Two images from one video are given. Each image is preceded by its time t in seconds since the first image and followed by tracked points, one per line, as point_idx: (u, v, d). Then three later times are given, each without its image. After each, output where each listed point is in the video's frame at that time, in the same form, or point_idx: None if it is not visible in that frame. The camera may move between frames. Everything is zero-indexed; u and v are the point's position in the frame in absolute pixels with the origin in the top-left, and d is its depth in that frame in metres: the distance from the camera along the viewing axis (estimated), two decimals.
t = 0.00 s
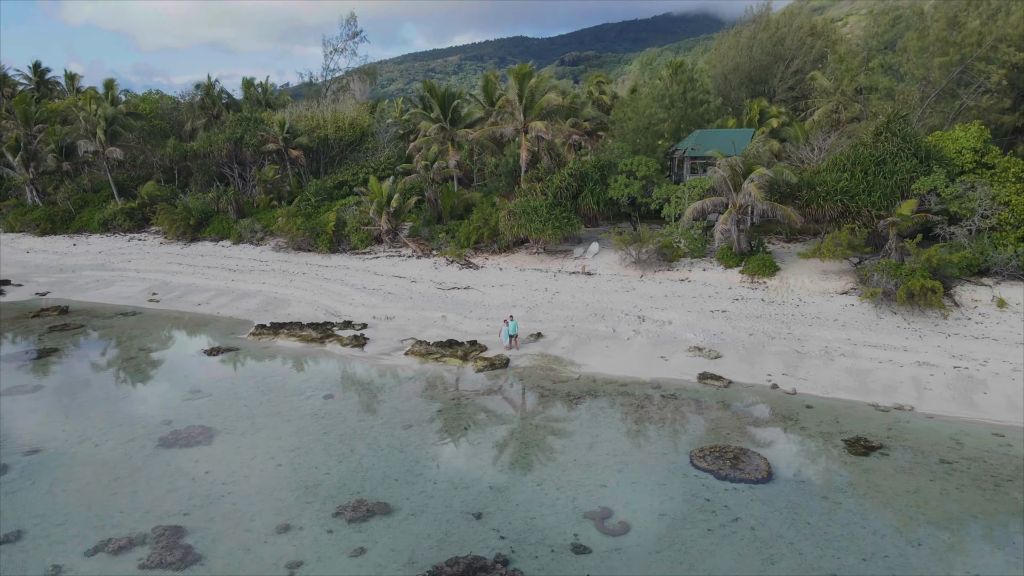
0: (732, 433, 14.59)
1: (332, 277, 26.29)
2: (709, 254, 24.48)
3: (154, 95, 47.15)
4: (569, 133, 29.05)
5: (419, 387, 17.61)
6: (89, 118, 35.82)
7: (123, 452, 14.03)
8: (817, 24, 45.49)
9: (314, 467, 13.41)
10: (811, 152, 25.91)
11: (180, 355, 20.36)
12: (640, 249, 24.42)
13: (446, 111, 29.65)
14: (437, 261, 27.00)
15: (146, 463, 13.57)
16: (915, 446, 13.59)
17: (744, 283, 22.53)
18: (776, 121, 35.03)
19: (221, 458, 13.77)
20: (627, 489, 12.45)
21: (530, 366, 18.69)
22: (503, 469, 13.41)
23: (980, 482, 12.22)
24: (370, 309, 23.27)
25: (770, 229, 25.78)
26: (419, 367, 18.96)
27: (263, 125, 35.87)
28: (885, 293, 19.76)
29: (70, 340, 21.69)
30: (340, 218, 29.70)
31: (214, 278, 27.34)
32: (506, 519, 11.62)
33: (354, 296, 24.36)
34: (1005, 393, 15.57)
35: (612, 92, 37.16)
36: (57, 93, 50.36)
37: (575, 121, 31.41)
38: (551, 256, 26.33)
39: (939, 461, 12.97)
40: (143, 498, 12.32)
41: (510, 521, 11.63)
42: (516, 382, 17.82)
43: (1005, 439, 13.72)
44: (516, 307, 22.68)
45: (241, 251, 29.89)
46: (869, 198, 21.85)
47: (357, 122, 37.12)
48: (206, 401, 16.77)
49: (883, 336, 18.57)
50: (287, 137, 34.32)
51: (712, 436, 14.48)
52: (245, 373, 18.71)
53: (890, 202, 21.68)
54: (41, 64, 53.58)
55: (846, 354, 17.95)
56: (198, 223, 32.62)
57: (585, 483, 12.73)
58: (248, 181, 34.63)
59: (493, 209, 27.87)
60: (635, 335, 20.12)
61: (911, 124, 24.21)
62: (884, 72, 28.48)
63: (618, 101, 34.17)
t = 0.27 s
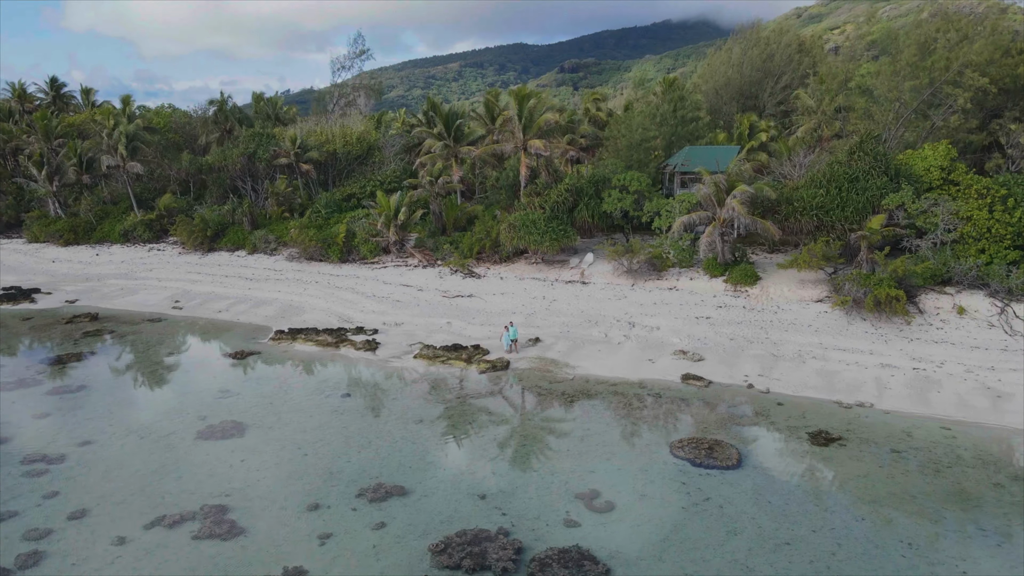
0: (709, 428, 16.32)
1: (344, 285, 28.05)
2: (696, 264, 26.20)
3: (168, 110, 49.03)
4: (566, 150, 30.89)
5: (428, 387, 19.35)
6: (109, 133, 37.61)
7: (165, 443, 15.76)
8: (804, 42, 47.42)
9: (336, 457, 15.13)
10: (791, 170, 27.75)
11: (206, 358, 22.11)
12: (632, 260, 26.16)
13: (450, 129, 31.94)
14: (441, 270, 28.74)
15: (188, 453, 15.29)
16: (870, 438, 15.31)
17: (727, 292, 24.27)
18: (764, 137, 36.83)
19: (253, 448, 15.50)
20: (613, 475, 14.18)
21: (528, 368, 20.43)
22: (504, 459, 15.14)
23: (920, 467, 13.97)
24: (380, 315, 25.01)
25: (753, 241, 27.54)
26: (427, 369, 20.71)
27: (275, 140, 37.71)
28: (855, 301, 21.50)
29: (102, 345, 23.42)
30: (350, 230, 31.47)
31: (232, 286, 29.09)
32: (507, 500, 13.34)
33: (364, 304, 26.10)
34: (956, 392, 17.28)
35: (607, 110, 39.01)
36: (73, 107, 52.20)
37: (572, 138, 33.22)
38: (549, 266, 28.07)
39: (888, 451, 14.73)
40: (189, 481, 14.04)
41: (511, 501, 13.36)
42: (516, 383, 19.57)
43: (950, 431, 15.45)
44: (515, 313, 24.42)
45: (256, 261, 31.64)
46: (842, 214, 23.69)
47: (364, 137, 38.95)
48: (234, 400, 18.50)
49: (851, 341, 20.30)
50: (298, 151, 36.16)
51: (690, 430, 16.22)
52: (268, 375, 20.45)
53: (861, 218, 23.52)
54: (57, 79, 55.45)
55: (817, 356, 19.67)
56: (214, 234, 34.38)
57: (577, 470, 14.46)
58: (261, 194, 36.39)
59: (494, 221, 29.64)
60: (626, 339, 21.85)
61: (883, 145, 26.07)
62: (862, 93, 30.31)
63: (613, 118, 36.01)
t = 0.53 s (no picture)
0: (691, 424, 18.05)
1: (354, 293, 29.80)
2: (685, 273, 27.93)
3: (180, 123, 50.89)
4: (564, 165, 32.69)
5: (435, 389, 21.09)
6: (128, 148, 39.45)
7: (201, 438, 17.49)
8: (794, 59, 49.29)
9: (355, 450, 16.87)
10: (775, 186, 29.59)
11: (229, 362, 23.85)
12: (625, 269, 27.92)
13: (454, 146, 33.81)
14: (445, 279, 30.48)
15: (221, 446, 17.00)
16: (834, 433, 17.06)
17: (713, 300, 26.02)
18: (753, 151, 38.64)
19: (280, 443, 17.23)
20: (602, 466, 15.90)
21: (527, 371, 22.17)
22: (506, 452, 16.86)
23: (878, 459, 15.73)
24: (389, 322, 26.75)
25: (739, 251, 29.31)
26: (434, 371, 22.45)
27: (287, 154, 39.52)
28: (829, 309, 23.25)
29: (130, 350, 25.16)
30: (359, 240, 33.23)
31: (248, 293, 30.84)
32: (508, 487, 15.06)
33: (374, 311, 27.84)
34: (916, 392, 19.02)
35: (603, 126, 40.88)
36: (89, 120, 54.14)
37: (569, 152, 35.00)
38: (547, 275, 29.80)
39: (850, 444, 16.47)
40: (224, 470, 15.75)
41: (512, 487, 15.10)
42: (516, 384, 21.30)
43: (907, 427, 17.21)
44: (516, 319, 26.14)
45: (270, 270, 33.39)
46: (820, 228, 25.38)
47: (371, 151, 40.77)
48: (258, 400, 20.24)
49: (825, 345, 22.03)
50: (309, 165, 37.96)
51: (674, 427, 17.95)
52: (288, 378, 22.20)
53: (837, 231, 25.16)
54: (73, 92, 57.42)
55: (793, 359, 21.39)
56: (229, 244, 36.13)
57: (570, 462, 16.19)
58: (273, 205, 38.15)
59: (495, 233, 31.42)
60: (618, 344, 23.59)
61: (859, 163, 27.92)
62: (843, 111, 32.11)
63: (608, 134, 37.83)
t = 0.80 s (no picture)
0: (676, 423, 19.79)
1: (363, 301, 31.54)
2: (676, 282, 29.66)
3: (193, 135, 52.72)
4: (562, 180, 34.52)
5: (442, 391, 22.83)
6: (146, 163, 41.30)
7: (230, 435, 19.22)
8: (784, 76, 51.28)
9: (371, 446, 18.62)
10: (761, 201, 31.45)
11: (249, 366, 25.61)
12: (620, 279, 29.68)
13: (457, 162, 35.53)
14: (450, 288, 32.22)
15: (249, 441, 18.73)
16: (806, 430, 18.80)
17: (701, 308, 27.76)
18: (743, 165, 40.47)
19: (302, 439, 18.98)
20: (594, 459, 17.65)
21: (527, 374, 23.93)
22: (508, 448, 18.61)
23: (843, 453, 17.50)
24: (398, 328, 28.52)
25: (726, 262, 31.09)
26: (440, 375, 24.22)
27: (297, 168, 41.34)
28: (808, 317, 25.00)
29: (155, 355, 26.91)
30: (367, 251, 34.99)
31: (263, 301, 32.59)
32: (510, 478, 16.81)
33: (383, 317, 29.60)
34: (883, 393, 20.75)
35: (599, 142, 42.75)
36: (103, 134, 56.03)
37: (568, 167, 36.84)
38: (546, 284, 31.57)
39: (820, 440, 18.22)
40: (253, 462, 17.48)
41: (513, 478, 16.85)
42: (517, 386, 23.07)
43: (873, 425, 18.95)
44: (517, 326, 27.88)
45: (283, 279, 35.15)
46: (801, 240, 27.39)
47: (378, 165, 42.63)
48: (280, 402, 21.99)
49: (803, 350, 23.78)
50: (318, 178, 39.78)
51: (660, 425, 19.70)
52: (306, 381, 23.96)
53: (817, 244, 27.21)
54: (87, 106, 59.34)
55: (773, 363, 23.14)
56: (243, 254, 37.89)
57: (566, 456, 17.94)
58: (285, 217, 39.95)
59: (496, 245, 33.24)
60: (612, 349, 25.32)
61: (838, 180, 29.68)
62: (825, 129, 33.98)
63: (605, 149, 39.67)
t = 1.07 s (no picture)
0: (664, 423, 21.54)
1: (371, 308, 33.31)
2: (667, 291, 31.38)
3: (203, 147, 54.55)
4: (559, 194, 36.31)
5: (447, 393, 24.59)
6: (161, 176, 43.12)
7: (253, 433, 20.94)
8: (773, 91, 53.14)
9: (384, 444, 20.37)
10: (748, 214, 33.28)
11: (266, 371, 27.35)
12: (614, 288, 31.44)
13: (460, 175, 37.00)
14: (453, 297, 33.97)
15: (272, 438, 20.47)
16: (782, 429, 20.54)
17: (690, 315, 29.50)
18: (733, 178, 42.28)
19: (320, 437, 20.72)
20: (587, 455, 19.41)
21: (526, 377, 25.68)
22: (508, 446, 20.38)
23: (813, 449, 19.25)
24: (405, 334, 30.27)
25: (715, 272, 32.87)
26: (445, 378, 25.97)
27: (306, 181, 43.15)
28: (789, 324, 26.76)
29: (177, 360, 28.65)
30: (374, 261, 36.74)
31: (276, 309, 34.35)
32: (510, 472, 18.57)
33: (390, 324, 31.34)
34: (855, 394, 22.48)
35: (595, 156, 44.53)
36: (116, 146, 57.86)
37: (565, 181, 38.65)
38: (544, 292, 33.31)
39: (793, 438, 19.97)
40: (277, 456, 19.21)
41: (513, 472, 18.59)
42: (517, 389, 24.83)
43: (843, 424, 20.68)
44: (517, 333, 29.63)
45: (293, 287, 36.92)
46: (783, 253, 29.20)
47: (383, 178, 44.44)
48: (297, 403, 23.74)
49: (784, 355, 25.52)
50: (326, 191, 41.57)
51: (648, 424, 21.44)
52: (319, 385, 25.70)
53: (798, 255, 29.04)
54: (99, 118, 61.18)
55: (755, 367, 24.87)
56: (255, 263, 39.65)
57: (561, 453, 19.69)
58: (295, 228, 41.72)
59: (497, 256, 35.00)
60: (606, 354, 27.06)
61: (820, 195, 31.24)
62: (809, 146, 35.78)
63: (601, 163, 41.50)
